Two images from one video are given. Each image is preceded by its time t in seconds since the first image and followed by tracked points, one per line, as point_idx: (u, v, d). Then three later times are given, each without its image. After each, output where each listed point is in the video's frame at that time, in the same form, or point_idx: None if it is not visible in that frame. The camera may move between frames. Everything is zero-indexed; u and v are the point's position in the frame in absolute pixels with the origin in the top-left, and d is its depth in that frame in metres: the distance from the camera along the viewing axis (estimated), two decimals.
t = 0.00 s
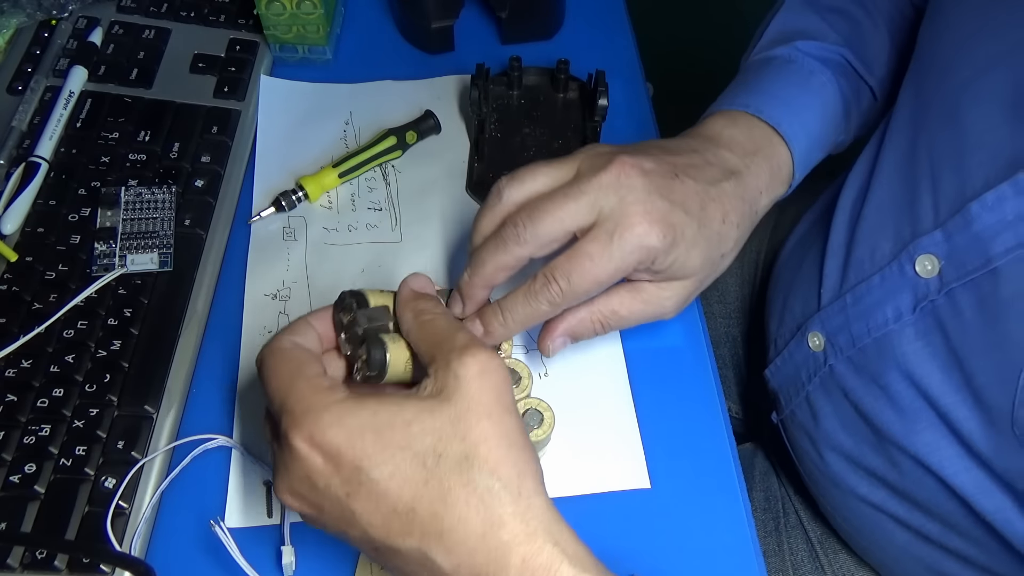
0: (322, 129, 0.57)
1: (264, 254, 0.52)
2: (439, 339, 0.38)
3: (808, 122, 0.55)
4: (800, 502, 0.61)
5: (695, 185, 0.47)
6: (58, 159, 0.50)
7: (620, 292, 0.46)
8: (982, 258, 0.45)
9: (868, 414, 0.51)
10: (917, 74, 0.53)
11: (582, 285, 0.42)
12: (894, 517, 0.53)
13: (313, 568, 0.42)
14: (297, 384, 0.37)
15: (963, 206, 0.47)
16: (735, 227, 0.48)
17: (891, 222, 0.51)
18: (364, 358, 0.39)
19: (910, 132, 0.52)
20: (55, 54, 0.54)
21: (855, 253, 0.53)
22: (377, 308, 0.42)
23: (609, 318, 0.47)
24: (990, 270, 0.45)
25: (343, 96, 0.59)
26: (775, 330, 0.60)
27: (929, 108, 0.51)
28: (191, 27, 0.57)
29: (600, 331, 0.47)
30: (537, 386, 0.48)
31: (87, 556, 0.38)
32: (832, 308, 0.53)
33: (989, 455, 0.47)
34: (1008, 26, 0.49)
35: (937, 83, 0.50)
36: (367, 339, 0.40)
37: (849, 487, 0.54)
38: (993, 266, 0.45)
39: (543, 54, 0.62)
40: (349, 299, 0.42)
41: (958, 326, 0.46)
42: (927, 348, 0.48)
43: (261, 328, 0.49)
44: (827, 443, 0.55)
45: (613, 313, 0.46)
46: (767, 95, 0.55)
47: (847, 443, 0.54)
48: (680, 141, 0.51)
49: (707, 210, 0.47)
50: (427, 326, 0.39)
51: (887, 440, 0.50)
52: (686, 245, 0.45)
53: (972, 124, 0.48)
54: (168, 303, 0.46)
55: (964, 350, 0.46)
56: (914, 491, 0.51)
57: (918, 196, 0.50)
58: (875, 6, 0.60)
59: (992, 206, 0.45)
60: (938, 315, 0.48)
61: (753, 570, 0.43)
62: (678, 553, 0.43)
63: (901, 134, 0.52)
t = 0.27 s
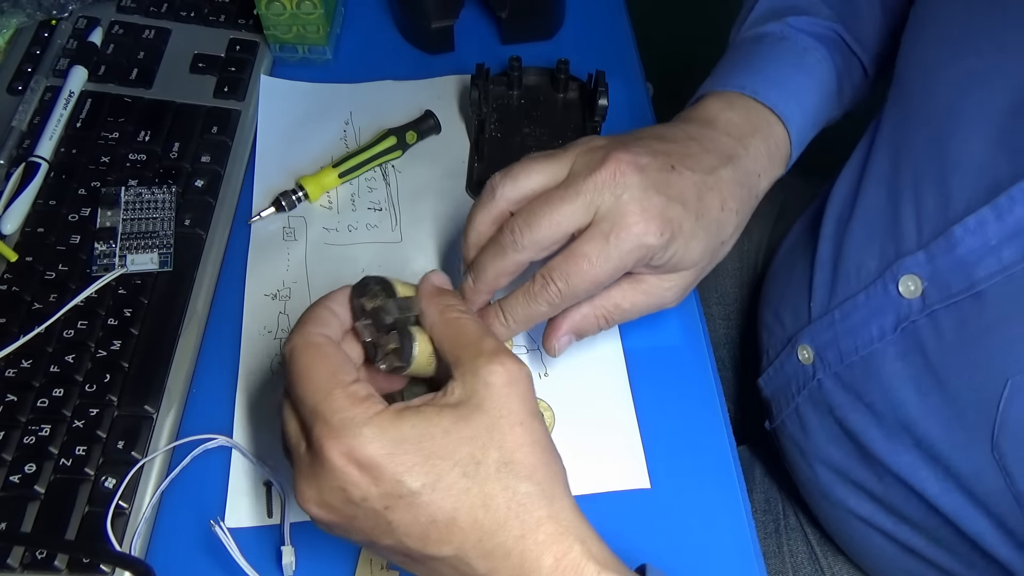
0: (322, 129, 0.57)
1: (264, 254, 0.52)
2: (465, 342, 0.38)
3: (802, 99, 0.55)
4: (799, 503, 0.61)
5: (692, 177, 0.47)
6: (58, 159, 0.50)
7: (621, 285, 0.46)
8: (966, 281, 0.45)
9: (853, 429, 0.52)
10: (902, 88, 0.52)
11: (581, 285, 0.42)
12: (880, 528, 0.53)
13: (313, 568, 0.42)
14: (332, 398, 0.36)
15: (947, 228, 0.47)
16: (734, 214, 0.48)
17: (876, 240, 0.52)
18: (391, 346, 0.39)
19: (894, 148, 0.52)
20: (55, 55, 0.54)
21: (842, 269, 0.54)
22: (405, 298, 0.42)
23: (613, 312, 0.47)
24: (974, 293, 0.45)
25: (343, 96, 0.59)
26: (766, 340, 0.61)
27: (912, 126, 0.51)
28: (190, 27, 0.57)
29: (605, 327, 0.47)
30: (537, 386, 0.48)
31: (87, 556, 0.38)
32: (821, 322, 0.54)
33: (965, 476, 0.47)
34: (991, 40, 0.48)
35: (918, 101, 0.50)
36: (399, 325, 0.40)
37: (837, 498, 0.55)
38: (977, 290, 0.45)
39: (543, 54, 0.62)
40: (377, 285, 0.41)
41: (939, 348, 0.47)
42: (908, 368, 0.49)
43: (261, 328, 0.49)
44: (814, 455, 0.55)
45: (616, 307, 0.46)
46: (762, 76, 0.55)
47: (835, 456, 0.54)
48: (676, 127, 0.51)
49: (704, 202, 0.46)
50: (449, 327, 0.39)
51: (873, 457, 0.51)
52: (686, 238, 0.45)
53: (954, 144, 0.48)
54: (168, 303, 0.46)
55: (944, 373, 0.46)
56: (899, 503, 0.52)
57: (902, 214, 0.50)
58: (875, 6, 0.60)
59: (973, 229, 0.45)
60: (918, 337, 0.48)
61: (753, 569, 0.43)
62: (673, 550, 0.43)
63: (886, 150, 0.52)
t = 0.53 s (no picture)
0: (322, 129, 0.57)
1: (264, 254, 0.51)
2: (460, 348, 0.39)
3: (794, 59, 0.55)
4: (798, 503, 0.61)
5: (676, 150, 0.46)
6: (58, 159, 0.50)
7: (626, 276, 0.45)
8: (952, 294, 0.46)
9: (843, 437, 0.52)
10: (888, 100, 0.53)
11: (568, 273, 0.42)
12: (870, 534, 0.53)
13: (313, 568, 0.42)
14: (332, 404, 0.36)
15: (934, 241, 0.48)
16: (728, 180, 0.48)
17: (864, 250, 0.52)
18: (377, 351, 0.40)
19: (881, 161, 0.52)
20: (55, 55, 0.54)
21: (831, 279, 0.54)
22: (389, 301, 0.41)
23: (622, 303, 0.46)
24: (960, 306, 0.45)
25: (343, 96, 0.59)
26: (760, 344, 0.61)
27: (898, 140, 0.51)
28: (190, 27, 0.57)
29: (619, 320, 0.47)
30: (537, 386, 0.48)
31: (87, 556, 0.38)
32: (811, 330, 0.54)
33: (947, 485, 0.47)
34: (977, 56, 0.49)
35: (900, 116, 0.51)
36: (383, 330, 0.40)
37: (830, 504, 0.55)
38: (963, 303, 0.45)
39: (543, 54, 0.62)
40: (362, 293, 0.41)
41: (924, 360, 0.47)
42: (895, 377, 0.49)
43: (261, 328, 0.49)
44: (808, 459, 0.55)
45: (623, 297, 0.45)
46: (751, 38, 0.55)
47: (826, 463, 0.54)
48: (659, 98, 0.50)
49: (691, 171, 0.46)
50: (444, 334, 0.40)
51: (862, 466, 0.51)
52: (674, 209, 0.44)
53: (939, 158, 0.48)
54: (168, 303, 0.46)
55: (932, 383, 0.47)
56: (888, 507, 0.51)
57: (889, 226, 0.51)
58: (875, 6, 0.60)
59: (959, 243, 0.46)
60: (905, 349, 0.48)
61: (753, 569, 0.43)
62: (668, 548, 0.43)
63: (872, 161, 0.53)
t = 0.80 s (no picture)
0: (322, 129, 0.57)
1: (263, 254, 0.51)
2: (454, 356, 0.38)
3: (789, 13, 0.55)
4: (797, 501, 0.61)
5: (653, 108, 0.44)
6: (58, 159, 0.50)
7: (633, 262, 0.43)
8: (955, 292, 0.46)
9: (845, 434, 0.52)
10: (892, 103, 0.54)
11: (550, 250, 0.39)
12: (868, 531, 0.53)
13: (314, 567, 0.42)
14: (318, 415, 0.37)
15: (938, 240, 0.48)
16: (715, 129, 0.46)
17: (868, 248, 0.52)
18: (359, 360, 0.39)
19: (887, 164, 0.53)
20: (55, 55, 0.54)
21: (836, 275, 0.54)
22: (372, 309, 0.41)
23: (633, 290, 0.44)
24: (963, 305, 0.45)
25: (343, 96, 0.59)
26: (760, 340, 0.61)
27: (903, 143, 0.52)
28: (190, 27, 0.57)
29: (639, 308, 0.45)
30: (537, 386, 0.48)
31: (87, 556, 0.38)
32: (814, 327, 0.54)
33: (947, 484, 0.47)
34: (981, 62, 0.49)
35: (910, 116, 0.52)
36: (361, 342, 0.39)
37: (828, 504, 0.55)
38: (965, 302, 0.45)
39: (543, 53, 0.62)
40: (342, 301, 0.41)
41: (927, 358, 0.47)
42: (897, 376, 0.49)
43: (261, 328, 0.49)
44: (808, 457, 0.55)
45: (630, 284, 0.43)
46: None
47: (826, 459, 0.54)
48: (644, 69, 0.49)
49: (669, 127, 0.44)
50: (435, 342, 0.39)
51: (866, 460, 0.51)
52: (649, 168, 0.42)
53: (947, 159, 0.49)
54: (169, 303, 0.46)
55: (934, 382, 0.47)
56: (888, 503, 0.52)
57: (894, 223, 0.51)
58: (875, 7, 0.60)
59: (963, 242, 0.46)
60: (907, 347, 0.48)
61: (752, 569, 0.43)
62: (667, 545, 0.43)
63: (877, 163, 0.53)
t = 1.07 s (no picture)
0: (321, 129, 0.57)
1: (264, 254, 0.51)
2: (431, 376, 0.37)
3: None
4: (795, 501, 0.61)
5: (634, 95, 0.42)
6: (57, 159, 0.50)
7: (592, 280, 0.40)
8: (958, 304, 0.46)
9: (847, 441, 0.52)
10: (881, 112, 0.53)
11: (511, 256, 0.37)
12: (869, 537, 0.53)
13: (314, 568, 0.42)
14: (296, 448, 0.37)
15: (938, 251, 0.48)
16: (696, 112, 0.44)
17: (866, 257, 0.52)
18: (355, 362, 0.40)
19: (880, 173, 0.53)
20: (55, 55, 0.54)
21: (836, 284, 0.54)
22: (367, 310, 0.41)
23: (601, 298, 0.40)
24: (967, 317, 0.46)
25: (342, 96, 0.59)
26: (760, 346, 0.61)
27: (899, 154, 0.52)
28: (190, 27, 0.57)
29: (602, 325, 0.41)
30: (537, 386, 0.48)
31: (87, 556, 0.38)
32: (814, 334, 0.54)
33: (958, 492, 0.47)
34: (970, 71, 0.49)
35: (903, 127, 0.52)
36: (356, 344, 0.39)
37: (824, 505, 0.55)
38: (969, 315, 0.45)
39: (543, 53, 0.62)
40: (336, 304, 0.41)
41: (931, 370, 0.47)
42: (900, 387, 0.49)
43: (261, 328, 0.49)
44: (809, 461, 0.55)
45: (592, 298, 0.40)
46: None
47: (825, 464, 0.54)
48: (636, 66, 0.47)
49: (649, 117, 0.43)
50: (411, 363, 0.37)
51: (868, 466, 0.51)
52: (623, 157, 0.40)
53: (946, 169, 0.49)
54: (169, 303, 0.46)
55: (938, 393, 0.47)
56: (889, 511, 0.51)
57: (893, 233, 0.51)
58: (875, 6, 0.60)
59: (963, 254, 0.46)
60: (909, 359, 0.48)
61: (752, 569, 0.43)
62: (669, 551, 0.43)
63: (872, 173, 0.53)
